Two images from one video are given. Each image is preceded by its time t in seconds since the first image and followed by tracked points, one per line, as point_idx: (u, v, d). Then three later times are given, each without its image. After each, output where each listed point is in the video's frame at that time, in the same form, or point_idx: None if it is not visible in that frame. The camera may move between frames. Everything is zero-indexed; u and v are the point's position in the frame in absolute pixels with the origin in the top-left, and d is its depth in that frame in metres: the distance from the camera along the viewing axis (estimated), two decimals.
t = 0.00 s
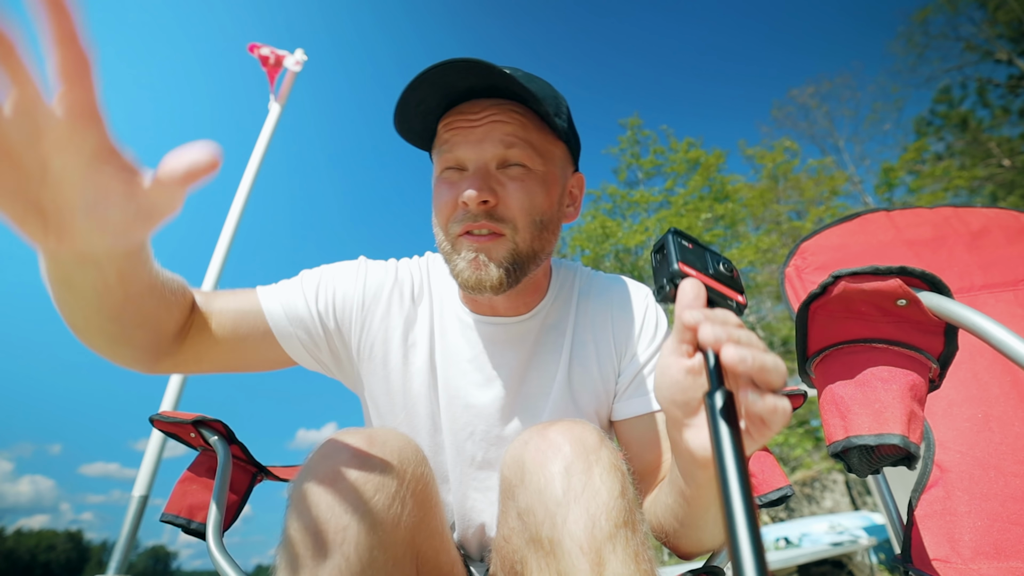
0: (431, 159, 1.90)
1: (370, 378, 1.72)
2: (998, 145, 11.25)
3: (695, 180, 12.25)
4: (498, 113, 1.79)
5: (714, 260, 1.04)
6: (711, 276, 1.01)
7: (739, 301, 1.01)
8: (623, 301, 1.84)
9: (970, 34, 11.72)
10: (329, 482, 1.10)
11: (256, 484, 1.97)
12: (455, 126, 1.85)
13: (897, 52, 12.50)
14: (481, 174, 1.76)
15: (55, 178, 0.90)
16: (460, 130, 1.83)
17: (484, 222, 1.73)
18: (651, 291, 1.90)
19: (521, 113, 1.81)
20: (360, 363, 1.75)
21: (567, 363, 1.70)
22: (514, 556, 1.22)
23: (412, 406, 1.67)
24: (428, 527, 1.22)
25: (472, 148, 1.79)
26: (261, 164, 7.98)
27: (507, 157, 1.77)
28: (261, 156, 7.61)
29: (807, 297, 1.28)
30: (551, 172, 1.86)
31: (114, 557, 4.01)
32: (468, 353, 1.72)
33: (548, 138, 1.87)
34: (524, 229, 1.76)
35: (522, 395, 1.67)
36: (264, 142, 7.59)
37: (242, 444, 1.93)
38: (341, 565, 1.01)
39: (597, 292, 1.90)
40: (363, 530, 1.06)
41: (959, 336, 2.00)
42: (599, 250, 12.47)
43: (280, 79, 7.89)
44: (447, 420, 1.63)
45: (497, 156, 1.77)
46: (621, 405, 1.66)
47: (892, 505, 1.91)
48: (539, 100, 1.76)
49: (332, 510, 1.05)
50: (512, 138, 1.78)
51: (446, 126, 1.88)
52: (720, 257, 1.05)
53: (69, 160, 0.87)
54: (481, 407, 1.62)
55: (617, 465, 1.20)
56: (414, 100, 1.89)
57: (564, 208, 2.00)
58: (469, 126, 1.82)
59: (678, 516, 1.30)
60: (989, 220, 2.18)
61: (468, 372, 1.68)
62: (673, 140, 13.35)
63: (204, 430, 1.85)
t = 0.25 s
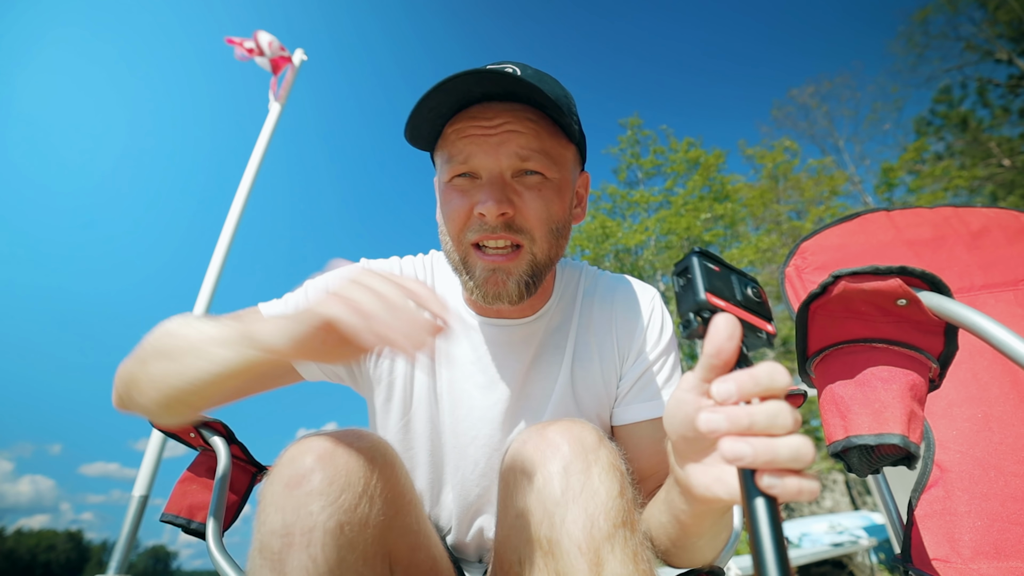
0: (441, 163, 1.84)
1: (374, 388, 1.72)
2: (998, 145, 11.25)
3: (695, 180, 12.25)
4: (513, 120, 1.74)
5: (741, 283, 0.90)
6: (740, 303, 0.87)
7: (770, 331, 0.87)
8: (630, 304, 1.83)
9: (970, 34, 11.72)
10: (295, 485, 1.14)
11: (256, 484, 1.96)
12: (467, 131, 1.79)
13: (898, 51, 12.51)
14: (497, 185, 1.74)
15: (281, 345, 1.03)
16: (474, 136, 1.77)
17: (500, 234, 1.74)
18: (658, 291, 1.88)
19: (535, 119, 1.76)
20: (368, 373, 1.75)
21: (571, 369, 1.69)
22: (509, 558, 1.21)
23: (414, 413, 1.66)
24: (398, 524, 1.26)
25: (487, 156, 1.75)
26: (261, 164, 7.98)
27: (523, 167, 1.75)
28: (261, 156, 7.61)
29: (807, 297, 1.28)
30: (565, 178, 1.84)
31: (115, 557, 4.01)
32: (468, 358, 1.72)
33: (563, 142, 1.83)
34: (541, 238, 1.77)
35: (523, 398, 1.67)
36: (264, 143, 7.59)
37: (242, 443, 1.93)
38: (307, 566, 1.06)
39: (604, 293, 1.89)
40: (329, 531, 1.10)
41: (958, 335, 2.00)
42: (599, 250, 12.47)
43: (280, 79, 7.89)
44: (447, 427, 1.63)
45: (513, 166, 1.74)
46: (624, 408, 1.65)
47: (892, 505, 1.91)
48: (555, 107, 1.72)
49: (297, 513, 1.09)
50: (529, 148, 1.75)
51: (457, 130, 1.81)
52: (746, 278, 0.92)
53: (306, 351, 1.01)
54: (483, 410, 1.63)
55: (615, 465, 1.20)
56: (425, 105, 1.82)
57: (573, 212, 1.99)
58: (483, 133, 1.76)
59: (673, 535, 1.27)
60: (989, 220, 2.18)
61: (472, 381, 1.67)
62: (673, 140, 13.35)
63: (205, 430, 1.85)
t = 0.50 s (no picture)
0: (437, 171, 1.75)
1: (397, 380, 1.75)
2: (998, 145, 11.27)
3: (695, 180, 12.25)
4: (513, 129, 1.63)
5: (759, 315, 0.82)
6: (753, 339, 0.80)
7: (776, 372, 0.81)
8: (637, 302, 1.82)
9: (970, 35, 11.74)
10: (316, 484, 1.15)
11: (257, 484, 1.97)
12: (464, 140, 1.67)
13: (897, 52, 12.52)
14: (494, 198, 1.65)
15: (425, 389, 1.36)
16: (472, 146, 1.66)
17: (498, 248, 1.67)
18: (665, 295, 1.88)
19: (536, 129, 1.65)
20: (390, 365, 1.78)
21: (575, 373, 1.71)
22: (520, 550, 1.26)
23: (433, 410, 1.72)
24: (415, 524, 1.27)
25: (485, 167, 1.65)
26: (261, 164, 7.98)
27: (523, 179, 1.66)
28: (261, 156, 7.61)
29: (807, 297, 1.28)
30: (568, 185, 1.75)
31: (115, 557, 4.01)
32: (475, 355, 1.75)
33: (565, 148, 1.73)
34: (540, 252, 1.69)
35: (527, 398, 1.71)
36: (264, 143, 7.59)
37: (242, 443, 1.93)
38: (330, 567, 1.11)
39: (608, 291, 1.89)
40: (351, 531, 1.13)
41: (958, 335, 2.00)
42: (599, 250, 12.47)
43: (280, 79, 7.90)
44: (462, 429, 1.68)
45: (512, 178, 1.65)
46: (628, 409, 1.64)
47: (892, 505, 1.91)
48: (557, 118, 1.61)
49: (319, 515, 1.12)
50: (529, 159, 1.65)
51: (453, 138, 1.70)
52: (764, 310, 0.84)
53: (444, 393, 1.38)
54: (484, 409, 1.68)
55: (630, 465, 1.21)
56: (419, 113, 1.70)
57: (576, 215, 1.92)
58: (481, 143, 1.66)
59: None
60: (989, 220, 2.18)
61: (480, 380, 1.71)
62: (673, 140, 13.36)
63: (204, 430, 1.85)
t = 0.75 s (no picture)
0: (427, 172, 1.73)
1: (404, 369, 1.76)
2: (997, 145, 11.27)
3: (695, 180, 12.25)
4: (501, 124, 1.62)
5: (716, 334, 0.86)
6: (706, 361, 0.83)
7: (740, 393, 0.83)
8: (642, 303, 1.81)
9: (970, 34, 11.74)
10: (325, 490, 1.26)
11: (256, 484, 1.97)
12: (451, 138, 1.66)
13: (897, 51, 12.52)
14: (487, 198, 1.64)
15: (469, 406, 1.38)
16: (459, 144, 1.64)
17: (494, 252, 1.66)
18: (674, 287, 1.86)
19: (525, 121, 1.64)
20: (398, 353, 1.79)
21: (579, 376, 1.70)
22: (535, 546, 1.33)
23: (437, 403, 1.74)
24: (421, 531, 1.36)
25: (474, 167, 1.64)
26: (261, 164, 7.98)
27: (515, 176, 1.64)
28: (261, 156, 7.61)
29: (807, 296, 1.28)
30: (561, 180, 1.74)
31: (115, 558, 4.01)
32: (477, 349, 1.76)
33: (556, 142, 1.71)
34: (535, 254, 1.68)
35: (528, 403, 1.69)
36: (264, 143, 7.59)
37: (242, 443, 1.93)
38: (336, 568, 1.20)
39: (613, 286, 1.87)
40: (358, 535, 1.22)
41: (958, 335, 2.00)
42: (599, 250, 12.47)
43: (280, 79, 7.89)
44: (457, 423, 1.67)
45: (504, 176, 1.64)
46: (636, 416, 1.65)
47: (892, 504, 1.91)
48: (545, 109, 1.60)
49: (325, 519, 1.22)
50: (520, 155, 1.64)
51: (439, 137, 1.69)
52: (724, 328, 0.87)
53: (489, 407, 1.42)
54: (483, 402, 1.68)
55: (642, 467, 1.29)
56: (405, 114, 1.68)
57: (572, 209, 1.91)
58: (470, 140, 1.63)
59: None
60: (988, 220, 2.19)
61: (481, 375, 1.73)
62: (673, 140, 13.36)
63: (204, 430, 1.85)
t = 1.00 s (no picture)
0: (430, 167, 1.69)
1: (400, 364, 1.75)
2: (997, 145, 11.27)
3: (694, 180, 12.25)
4: (513, 123, 1.61)
5: (714, 348, 0.86)
6: (708, 375, 0.83)
7: (736, 407, 0.85)
8: (644, 305, 1.80)
9: (970, 34, 11.75)
10: (314, 488, 1.26)
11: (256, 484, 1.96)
12: (460, 134, 1.63)
13: (897, 52, 12.53)
14: (495, 197, 1.63)
15: (458, 409, 1.37)
16: (468, 140, 1.62)
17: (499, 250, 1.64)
18: (679, 289, 1.84)
19: (536, 121, 1.63)
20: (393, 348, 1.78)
21: (576, 377, 1.69)
22: (535, 545, 1.33)
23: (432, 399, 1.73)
24: (410, 531, 1.36)
25: (484, 165, 1.62)
26: (261, 164, 7.98)
27: (523, 176, 1.64)
28: (261, 156, 7.61)
29: (807, 296, 1.28)
30: (567, 182, 1.74)
31: (115, 557, 4.01)
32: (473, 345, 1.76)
33: (563, 142, 1.71)
34: (540, 254, 1.68)
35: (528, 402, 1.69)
36: (264, 143, 7.59)
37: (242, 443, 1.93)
38: (325, 568, 1.20)
39: (614, 286, 1.86)
40: (345, 535, 1.22)
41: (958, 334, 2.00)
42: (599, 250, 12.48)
43: (280, 79, 7.89)
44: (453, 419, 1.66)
45: (513, 175, 1.63)
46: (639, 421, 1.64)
47: (892, 504, 1.91)
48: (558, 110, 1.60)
49: (315, 518, 1.22)
50: (531, 155, 1.63)
51: (447, 132, 1.65)
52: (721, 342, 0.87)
53: (481, 411, 1.40)
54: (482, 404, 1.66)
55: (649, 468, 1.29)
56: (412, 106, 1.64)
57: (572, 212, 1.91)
58: (480, 137, 1.61)
59: None
60: (989, 220, 2.18)
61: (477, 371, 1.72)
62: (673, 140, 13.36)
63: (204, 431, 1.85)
